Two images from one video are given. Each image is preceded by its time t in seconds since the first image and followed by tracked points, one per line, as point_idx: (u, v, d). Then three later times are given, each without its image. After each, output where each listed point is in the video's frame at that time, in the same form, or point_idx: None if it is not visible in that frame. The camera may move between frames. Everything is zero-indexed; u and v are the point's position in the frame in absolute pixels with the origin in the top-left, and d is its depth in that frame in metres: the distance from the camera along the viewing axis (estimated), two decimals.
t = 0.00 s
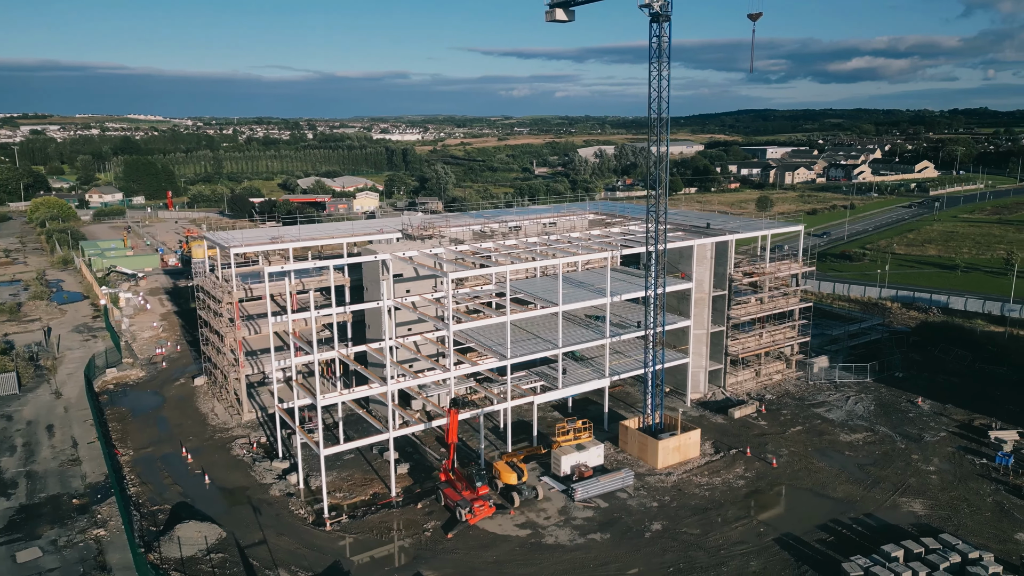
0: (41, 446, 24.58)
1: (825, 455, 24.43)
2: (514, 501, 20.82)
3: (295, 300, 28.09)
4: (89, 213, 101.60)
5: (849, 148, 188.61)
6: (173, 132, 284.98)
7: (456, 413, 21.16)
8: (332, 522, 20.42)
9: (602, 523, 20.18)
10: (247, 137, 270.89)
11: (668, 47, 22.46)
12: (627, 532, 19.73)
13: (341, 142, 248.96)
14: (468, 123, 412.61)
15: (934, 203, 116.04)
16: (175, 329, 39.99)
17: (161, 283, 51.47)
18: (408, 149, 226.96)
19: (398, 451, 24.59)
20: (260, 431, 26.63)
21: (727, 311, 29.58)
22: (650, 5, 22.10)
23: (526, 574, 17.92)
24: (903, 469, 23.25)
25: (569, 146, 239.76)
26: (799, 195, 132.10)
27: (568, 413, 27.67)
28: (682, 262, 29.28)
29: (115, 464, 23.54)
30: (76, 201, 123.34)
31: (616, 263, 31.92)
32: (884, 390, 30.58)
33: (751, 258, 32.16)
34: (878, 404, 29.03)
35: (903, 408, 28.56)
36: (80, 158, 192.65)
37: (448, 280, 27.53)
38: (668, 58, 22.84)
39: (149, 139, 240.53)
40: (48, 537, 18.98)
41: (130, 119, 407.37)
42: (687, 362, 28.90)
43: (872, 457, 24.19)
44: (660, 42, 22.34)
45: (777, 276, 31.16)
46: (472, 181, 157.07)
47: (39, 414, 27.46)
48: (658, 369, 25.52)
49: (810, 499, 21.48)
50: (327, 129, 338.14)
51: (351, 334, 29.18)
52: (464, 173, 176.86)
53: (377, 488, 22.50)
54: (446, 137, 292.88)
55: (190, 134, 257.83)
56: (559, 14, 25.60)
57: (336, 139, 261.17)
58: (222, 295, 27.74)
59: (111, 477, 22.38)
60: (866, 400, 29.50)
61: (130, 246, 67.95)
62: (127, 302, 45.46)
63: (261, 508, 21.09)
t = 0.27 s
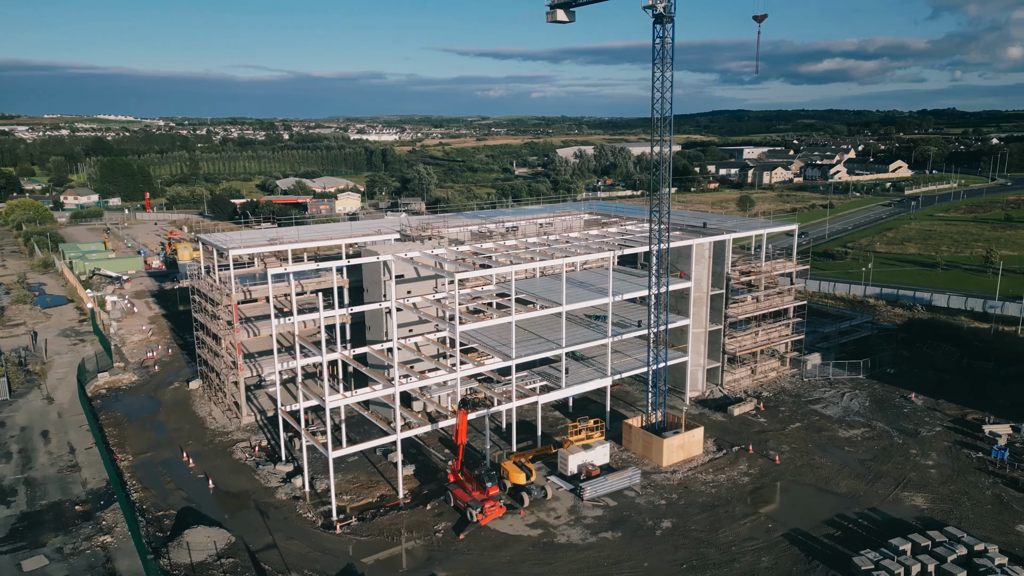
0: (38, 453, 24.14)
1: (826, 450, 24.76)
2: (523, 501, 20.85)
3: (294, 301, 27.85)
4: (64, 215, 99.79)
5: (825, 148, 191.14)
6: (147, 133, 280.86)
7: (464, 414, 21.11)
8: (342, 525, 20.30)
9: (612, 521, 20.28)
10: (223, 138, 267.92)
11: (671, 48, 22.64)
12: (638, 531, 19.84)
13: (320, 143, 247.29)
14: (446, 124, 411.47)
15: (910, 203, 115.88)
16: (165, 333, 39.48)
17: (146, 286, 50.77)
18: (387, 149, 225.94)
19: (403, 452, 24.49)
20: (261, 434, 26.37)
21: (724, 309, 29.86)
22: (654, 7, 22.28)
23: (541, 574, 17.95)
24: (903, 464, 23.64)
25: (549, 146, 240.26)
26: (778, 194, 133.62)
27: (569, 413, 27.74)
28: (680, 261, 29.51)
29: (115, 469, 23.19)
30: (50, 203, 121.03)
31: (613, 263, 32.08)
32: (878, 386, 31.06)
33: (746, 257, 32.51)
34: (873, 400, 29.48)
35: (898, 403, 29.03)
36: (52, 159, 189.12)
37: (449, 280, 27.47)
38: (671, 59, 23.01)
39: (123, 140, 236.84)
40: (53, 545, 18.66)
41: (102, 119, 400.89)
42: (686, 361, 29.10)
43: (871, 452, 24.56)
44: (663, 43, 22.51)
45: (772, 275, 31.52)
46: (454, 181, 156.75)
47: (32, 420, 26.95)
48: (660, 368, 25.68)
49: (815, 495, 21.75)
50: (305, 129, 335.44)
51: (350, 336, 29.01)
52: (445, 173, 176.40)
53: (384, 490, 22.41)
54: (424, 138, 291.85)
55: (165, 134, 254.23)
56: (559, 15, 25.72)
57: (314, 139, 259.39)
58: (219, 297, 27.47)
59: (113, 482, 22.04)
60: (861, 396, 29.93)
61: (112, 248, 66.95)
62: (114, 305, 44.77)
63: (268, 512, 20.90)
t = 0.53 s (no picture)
0: (39, 458, 23.77)
1: (830, 447, 25.04)
2: (535, 500, 20.90)
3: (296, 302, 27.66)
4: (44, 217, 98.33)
5: (805, 148, 193.15)
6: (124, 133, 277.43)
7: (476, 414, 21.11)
8: (355, 527, 20.22)
9: (625, 520, 20.36)
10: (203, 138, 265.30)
11: (678, 48, 22.77)
12: (652, 529, 19.94)
13: (302, 143, 245.67)
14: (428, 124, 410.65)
15: (889, 203, 116.55)
16: (158, 335, 39.06)
17: (135, 288, 50.17)
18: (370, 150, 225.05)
19: (410, 453, 24.42)
20: (265, 437, 26.16)
21: (724, 308, 30.12)
22: (661, 7, 22.38)
23: (558, 573, 17.98)
24: (906, 459, 23.99)
25: (532, 146, 240.65)
26: (761, 194, 134.77)
27: (573, 412, 27.80)
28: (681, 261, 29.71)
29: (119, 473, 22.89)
30: (28, 204, 119.05)
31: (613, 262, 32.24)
32: (875, 383, 31.49)
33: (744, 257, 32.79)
34: (872, 396, 29.87)
35: (896, 400, 29.44)
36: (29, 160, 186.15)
37: (453, 281, 27.41)
38: (677, 60, 23.16)
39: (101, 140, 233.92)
40: (63, 551, 18.39)
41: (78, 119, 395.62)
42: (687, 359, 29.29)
43: (874, 449, 24.89)
44: (670, 43, 22.64)
45: (770, 274, 31.81)
46: (438, 182, 156.52)
47: (30, 424, 26.52)
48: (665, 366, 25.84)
49: (823, 491, 22.00)
50: (285, 130, 333.07)
51: (351, 337, 28.83)
52: (429, 174, 176.01)
53: (394, 491, 22.33)
54: (406, 138, 290.95)
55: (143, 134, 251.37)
56: (563, 16, 25.74)
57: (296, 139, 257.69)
58: (222, 299, 27.26)
59: (120, 487, 21.77)
60: (859, 393, 30.31)
61: (97, 250, 66.11)
62: (104, 307, 44.16)
63: (279, 515, 20.74)
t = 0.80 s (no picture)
0: (44, 462, 23.48)
1: (836, 444, 25.31)
2: (550, 500, 20.94)
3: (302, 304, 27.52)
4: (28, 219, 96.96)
5: (789, 148, 194.79)
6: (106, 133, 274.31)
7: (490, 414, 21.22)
8: (370, 528, 20.17)
9: (640, 518, 20.45)
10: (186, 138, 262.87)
11: (687, 48, 22.94)
12: (668, 526, 20.05)
13: (287, 144, 244.34)
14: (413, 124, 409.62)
15: (875, 203, 117.26)
16: (156, 337, 38.71)
17: (128, 291, 49.67)
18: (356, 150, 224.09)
19: (420, 454, 24.39)
20: (272, 439, 26.01)
21: (728, 307, 30.33)
22: (671, 8, 22.52)
23: (577, 572, 18.04)
24: (912, 456, 24.30)
25: (518, 147, 240.73)
26: (748, 194, 135.70)
27: (580, 412, 27.88)
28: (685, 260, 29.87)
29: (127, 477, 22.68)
30: (11, 205, 117.40)
31: (616, 262, 32.37)
32: (875, 380, 31.86)
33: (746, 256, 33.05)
34: (873, 394, 30.22)
35: (897, 397, 29.81)
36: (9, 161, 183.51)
37: (460, 281, 27.39)
38: (686, 61, 23.34)
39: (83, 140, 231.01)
40: (76, 556, 18.20)
41: (57, 119, 390.61)
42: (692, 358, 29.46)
43: (880, 445, 25.19)
44: (680, 44, 22.80)
45: (772, 273, 32.09)
46: (426, 183, 156.18)
47: (32, 428, 26.19)
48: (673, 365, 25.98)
49: (833, 487, 22.24)
50: (269, 130, 330.83)
51: (357, 338, 28.72)
52: (416, 174, 175.56)
53: (407, 492, 22.30)
54: (391, 138, 289.98)
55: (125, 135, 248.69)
56: (569, 17, 25.82)
57: (281, 140, 256.24)
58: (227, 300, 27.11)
59: (129, 490, 21.57)
60: (861, 390, 30.66)
61: (85, 252, 65.35)
62: (97, 310, 43.67)
63: (292, 517, 20.65)
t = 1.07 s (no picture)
0: (52, 466, 23.24)
1: (843, 442, 25.55)
2: (565, 500, 20.98)
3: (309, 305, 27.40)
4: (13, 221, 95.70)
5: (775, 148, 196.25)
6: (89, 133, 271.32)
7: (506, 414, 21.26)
8: (386, 530, 20.13)
9: (655, 517, 20.54)
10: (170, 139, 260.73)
11: (697, 49, 23.07)
12: (684, 525, 20.16)
13: (273, 144, 243.05)
14: (399, 125, 408.64)
15: (863, 203, 117.89)
16: (155, 340, 38.40)
17: (123, 293, 49.20)
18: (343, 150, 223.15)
19: (432, 455, 24.37)
20: (281, 441, 25.89)
21: (732, 306, 30.54)
22: (681, 9, 22.61)
23: (597, 571, 18.10)
24: (918, 452, 24.59)
25: (505, 147, 240.81)
26: (736, 194, 136.58)
27: (588, 411, 27.96)
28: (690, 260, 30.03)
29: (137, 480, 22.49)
30: None
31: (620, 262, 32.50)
32: (876, 378, 32.22)
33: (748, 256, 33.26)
34: (875, 391, 30.55)
35: (899, 394, 30.16)
36: None
37: (468, 282, 27.38)
38: (695, 61, 23.48)
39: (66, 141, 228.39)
40: (92, 560, 18.03)
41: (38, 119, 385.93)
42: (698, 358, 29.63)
43: (886, 442, 25.47)
44: (690, 44, 22.92)
45: (774, 272, 32.33)
46: (415, 183, 155.90)
47: (36, 433, 25.90)
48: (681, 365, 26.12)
49: (843, 484, 22.46)
50: (254, 130, 328.72)
51: (363, 340, 28.62)
52: (404, 174, 175.19)
53: (420, 493, 22.28)
54: (378, 138, 289.08)
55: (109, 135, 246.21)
56: (576, 17, 25.83)
57: (268, 140, 254.81)
58: (233, 302, 26.98)
59: (141, 493, 21.39)
60: (863, 388, 30.99)
61: (76, 254, 64.67)
62: (93, 312, 43.22)
63: (307, 519, 20.57)
